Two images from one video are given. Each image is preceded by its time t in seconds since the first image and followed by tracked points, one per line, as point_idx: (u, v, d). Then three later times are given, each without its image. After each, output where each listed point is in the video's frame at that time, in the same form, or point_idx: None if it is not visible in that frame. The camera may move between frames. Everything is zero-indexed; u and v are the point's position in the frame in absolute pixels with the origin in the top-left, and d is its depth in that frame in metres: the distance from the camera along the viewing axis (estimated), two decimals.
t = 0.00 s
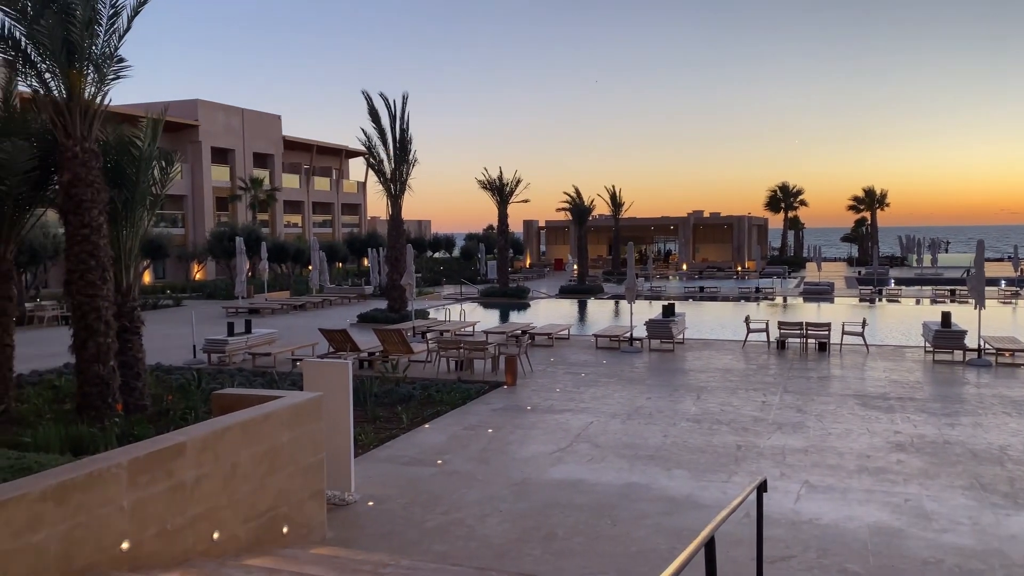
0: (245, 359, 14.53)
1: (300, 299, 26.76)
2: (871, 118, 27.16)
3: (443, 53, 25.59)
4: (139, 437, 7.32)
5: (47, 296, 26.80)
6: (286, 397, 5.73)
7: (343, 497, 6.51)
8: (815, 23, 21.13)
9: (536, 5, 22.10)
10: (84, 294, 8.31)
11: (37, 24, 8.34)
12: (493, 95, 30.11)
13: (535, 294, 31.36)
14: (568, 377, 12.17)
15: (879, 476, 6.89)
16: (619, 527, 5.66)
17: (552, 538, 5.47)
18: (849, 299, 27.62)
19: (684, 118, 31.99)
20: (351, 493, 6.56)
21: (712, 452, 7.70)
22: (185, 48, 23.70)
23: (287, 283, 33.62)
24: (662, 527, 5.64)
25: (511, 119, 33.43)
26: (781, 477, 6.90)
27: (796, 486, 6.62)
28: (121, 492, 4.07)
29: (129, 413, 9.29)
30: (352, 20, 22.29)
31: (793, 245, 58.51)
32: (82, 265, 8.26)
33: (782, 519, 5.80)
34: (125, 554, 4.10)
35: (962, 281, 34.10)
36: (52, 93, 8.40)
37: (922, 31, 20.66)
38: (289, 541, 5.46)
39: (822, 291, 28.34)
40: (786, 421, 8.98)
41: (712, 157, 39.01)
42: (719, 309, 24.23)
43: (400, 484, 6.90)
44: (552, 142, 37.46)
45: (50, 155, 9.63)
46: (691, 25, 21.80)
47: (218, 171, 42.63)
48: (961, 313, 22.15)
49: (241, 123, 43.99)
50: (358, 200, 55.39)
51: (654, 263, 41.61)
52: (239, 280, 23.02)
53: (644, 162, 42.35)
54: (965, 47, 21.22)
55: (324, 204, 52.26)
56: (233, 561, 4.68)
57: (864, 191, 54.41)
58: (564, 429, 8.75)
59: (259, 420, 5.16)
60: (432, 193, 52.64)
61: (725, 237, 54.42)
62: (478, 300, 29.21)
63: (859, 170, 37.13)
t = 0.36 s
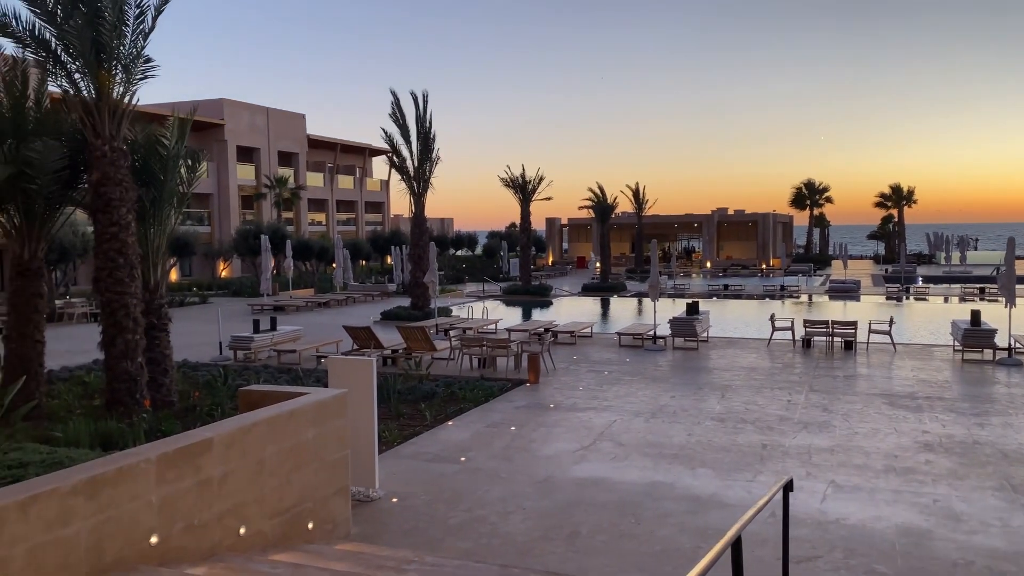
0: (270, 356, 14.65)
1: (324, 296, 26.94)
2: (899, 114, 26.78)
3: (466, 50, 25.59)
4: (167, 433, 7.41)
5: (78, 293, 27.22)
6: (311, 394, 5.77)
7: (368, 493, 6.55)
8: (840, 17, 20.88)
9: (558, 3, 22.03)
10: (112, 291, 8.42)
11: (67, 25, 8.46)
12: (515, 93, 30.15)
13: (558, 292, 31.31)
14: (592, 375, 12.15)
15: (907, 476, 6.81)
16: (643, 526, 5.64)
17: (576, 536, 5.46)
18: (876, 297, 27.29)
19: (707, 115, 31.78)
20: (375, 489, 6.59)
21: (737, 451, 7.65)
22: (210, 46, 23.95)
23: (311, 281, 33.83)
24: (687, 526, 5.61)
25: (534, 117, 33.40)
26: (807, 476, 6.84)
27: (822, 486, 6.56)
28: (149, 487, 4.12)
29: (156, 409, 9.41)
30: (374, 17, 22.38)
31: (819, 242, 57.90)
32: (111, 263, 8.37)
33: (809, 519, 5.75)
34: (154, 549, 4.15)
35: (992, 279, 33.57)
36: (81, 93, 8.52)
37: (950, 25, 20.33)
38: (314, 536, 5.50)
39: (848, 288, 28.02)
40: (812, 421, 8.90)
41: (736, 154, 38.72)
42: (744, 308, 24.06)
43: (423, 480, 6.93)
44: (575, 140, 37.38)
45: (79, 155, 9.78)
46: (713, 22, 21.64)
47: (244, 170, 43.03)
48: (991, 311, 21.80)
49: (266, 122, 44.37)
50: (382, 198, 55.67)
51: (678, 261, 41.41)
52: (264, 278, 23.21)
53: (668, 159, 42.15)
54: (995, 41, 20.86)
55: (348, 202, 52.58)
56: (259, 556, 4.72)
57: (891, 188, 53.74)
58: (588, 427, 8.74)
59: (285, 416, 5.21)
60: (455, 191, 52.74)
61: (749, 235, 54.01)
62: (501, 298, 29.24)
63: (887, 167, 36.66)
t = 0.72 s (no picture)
0: (296, 353, 14.75)
1: (348, 293, 27.11)
2: (929, 110, 26.39)
3: (488, 46, 25.56)
4: (194, 427, 7.50)
5: (107, 290, 27.61)
6: (337, 390, 5.81)
7: (392, 489, 6.59)
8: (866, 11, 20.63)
9: None
10: (141, 288, 8.52)
11: (96, 25, 8.57)
12: (538, 90, 30.12)
13: (581, 289, 31.25)
14: (615, 372, 12.11)
15: (937, 475, 6.72)
16: (668, 524, 5.61)
17: (600, 534, 5.45)
18: (904, 295, 26.95)
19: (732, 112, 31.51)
20: (400, 484, 6.63)
21: (763, 450, 7.59)
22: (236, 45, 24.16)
23: (336, 278, 34.05)
24: (711, 525, 5.57)
25: (557, 114, 33.31)
26: (833, 476, 6.76)
27: (849, 485, 6.48)
28: (177, 481, 4.17)
29: (184, 404, 9.53)
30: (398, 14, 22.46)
31: (845, 239, 57.27)
32: (139, 260, 8.48)
33: (836, 519, 5.69)
34: (182, 542, 4.20)
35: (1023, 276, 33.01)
36: (110, 93, 8.63)
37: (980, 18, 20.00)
38: (340, 532, 5.55)
39: (875, 286, 27.69)
40: (839, 420, 8.81)
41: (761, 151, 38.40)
42: (769, 305, 23.87)
43: (448, 477, 6.95)
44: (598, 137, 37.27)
45: (109, 153, 9.91)
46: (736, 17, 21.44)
47: (269, 168, 43.38)
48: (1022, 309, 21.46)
49: (291, 120, 44.71)
50: (406, 196, 55.89)
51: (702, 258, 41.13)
52: (290, 275, 23.38)
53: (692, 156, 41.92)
54: None
55: (372, 200, 52.84)
56: (286, 551, 4.76)
57: (920, 184, 53.05)
58: (612, 424, 8.72)
59: (311, 412, 5.24)
60: (478, 189, 52.81)
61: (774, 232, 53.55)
62: (524, 295, 29.24)
63: (915, 164, 36.19)
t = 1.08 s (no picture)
0: (321, 349, 14.86)
1: (372, 291, 27.24)
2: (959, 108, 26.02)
3: (512, 42, 25.57)
4: (221, 423, 7.58)
5: (136, 288, 27.97)
6: (362, 387, 5.84)
7: (417, 486, 6.62)
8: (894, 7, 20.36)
9: None
10: (169, 286, 8.62)
11: (125, 27, 8.67)
12: (562, 88, 30.06)
13: (604, 287, 31.16)
14: (639, 370, 12.06)
15: (967, 476, 6.62)
16: (693, 523, 5.58)
17: (625, 532, 5.43)
18: (933, 293, 26.58)
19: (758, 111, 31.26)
20: (424, 481, 6.66)
21: (790, 449, 7.52)
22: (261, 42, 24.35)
23: (360, 275, 34.25)
24: (737, 524, 5.54)
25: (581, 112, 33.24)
26: (861, 475, 6.69)
27: (877, 486, 6.41)
28: (206, 476, 4.21)
29: (211, 400, 9.63)
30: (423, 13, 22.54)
31: (873, 237, 56.63)
32: (168, 258, 8.58)
33: (864, 519, 5.63)
34: (210, 537, 4.25)
35: None
36: (139, 93, 8.74)
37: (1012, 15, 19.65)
38: (365, 528, 5.58)
39: (904, 283, 27.33)
40: (866, 419, 8.71)
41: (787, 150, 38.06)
42: (795, 303, 23.66)
43: (472, 474, 6.98)
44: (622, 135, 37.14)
45: (138, 151, 10.03)
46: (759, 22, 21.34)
47: (294, 166, 43.72)
48: None
49: (316, 119, 45.01)
50: (430, 194, 56.07)
51: (727, 255, 40.82)
52: (315, 272, 23.55)
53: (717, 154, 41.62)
54: None
55: (396, 198, 53.06)
56: (311, 547, 4.80)
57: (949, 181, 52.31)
58: (636, 423, 8.69)
59: (336, 409, 5.27)
60: (502, 187, 52.86)
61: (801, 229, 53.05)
62: (547, 293, 29.22)
63: (944, 161, 35.65)
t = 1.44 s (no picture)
0: (345, 347, 14.95)
1: (395, 289, 27.34)
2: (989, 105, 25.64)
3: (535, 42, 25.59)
4: (247, 420, 7.64)
5: (163, 286, 28.33)
6: (386, 384, 5.85)
7: (440, 483, 6.62)
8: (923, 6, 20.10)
9: None
10: (195, 283, 8.71)
11: (151, 26, 8.76)
12: (582, 93, 29.93)
13: (627, 285, 31.04)
14: (663, 369, 12.00)
15: (998, 478, 6.52)
16: (717, 523, 5.54)
17: (648, 531, 5.40)
18: (962, 291, 26.21)
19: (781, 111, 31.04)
20: (448, 479, 6.66)
21: (816, 449, 7.45)
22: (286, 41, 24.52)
23: (383, 274, 34.40)
24: (763, 524, 5.49)
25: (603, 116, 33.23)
26: (888, 476, 6.61)
27: (905, 486, 6.33)
28: (231, 472, 4.24)
29: (237, 397, 9.72)
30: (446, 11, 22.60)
31: (900, 234, 55.96)
32: (194, 255, 8.67)
33: (891, 520, 5.57)
34: (236, 533, 4.28)
35: None
36: (165, 92, 8.84)
37: None
38: (389, 525, 5.60)
39: (932, 282, 26.98)
40: (894, 419, 8.61)
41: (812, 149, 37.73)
42: (820, 302, 23.47)
43: (495, 471, 6.98)
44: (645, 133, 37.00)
45: (165, 150, 10.14)
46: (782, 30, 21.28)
47: (318, 165, 44.00)
48: None
49: (340, 118, 45.25)
50: (452, 192, 56.19)
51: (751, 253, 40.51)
52: (339, 270, 23.65)
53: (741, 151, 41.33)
54: None
55: (419, 195, 53.21)
56: (335, 543, 4.82)
57: (979, 178, 51.56)
58: (660, 421, 8.66)
59: (360, 406, 5.29)
60: (525, 185, 52.83)
61: (826, 227, 52.53)
62: (570, 291, 29.15)
63: (973, 158, 35.14)
